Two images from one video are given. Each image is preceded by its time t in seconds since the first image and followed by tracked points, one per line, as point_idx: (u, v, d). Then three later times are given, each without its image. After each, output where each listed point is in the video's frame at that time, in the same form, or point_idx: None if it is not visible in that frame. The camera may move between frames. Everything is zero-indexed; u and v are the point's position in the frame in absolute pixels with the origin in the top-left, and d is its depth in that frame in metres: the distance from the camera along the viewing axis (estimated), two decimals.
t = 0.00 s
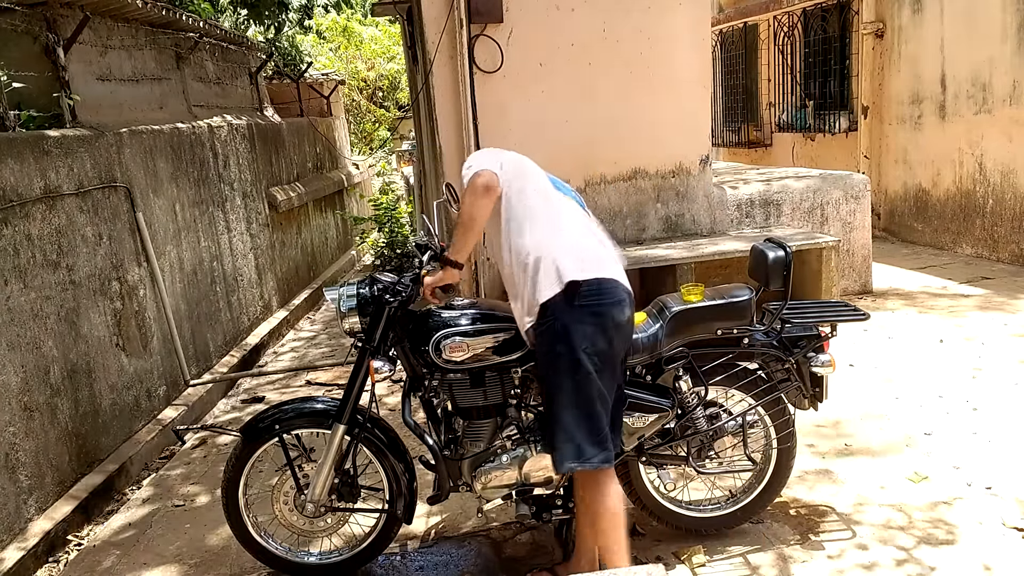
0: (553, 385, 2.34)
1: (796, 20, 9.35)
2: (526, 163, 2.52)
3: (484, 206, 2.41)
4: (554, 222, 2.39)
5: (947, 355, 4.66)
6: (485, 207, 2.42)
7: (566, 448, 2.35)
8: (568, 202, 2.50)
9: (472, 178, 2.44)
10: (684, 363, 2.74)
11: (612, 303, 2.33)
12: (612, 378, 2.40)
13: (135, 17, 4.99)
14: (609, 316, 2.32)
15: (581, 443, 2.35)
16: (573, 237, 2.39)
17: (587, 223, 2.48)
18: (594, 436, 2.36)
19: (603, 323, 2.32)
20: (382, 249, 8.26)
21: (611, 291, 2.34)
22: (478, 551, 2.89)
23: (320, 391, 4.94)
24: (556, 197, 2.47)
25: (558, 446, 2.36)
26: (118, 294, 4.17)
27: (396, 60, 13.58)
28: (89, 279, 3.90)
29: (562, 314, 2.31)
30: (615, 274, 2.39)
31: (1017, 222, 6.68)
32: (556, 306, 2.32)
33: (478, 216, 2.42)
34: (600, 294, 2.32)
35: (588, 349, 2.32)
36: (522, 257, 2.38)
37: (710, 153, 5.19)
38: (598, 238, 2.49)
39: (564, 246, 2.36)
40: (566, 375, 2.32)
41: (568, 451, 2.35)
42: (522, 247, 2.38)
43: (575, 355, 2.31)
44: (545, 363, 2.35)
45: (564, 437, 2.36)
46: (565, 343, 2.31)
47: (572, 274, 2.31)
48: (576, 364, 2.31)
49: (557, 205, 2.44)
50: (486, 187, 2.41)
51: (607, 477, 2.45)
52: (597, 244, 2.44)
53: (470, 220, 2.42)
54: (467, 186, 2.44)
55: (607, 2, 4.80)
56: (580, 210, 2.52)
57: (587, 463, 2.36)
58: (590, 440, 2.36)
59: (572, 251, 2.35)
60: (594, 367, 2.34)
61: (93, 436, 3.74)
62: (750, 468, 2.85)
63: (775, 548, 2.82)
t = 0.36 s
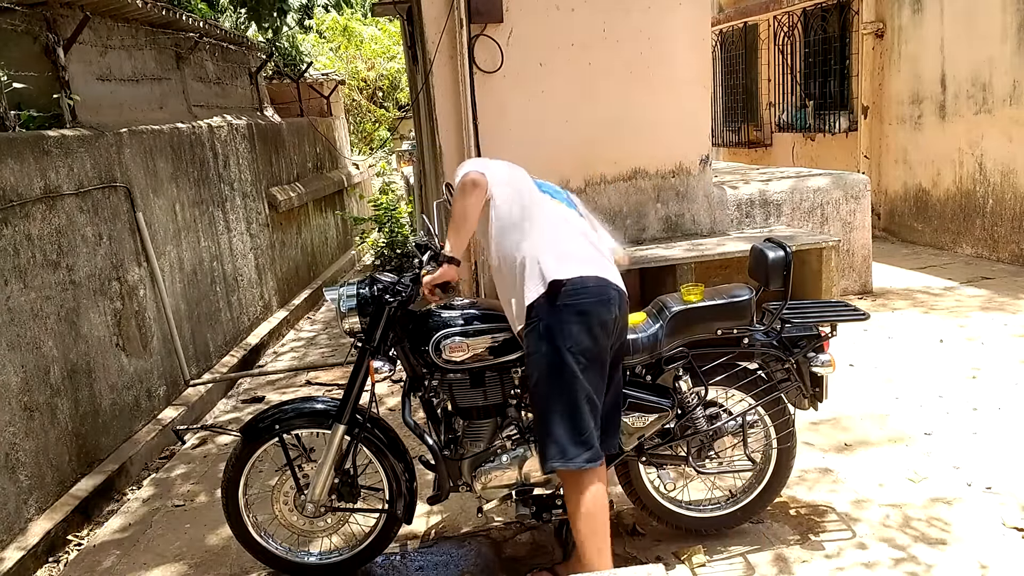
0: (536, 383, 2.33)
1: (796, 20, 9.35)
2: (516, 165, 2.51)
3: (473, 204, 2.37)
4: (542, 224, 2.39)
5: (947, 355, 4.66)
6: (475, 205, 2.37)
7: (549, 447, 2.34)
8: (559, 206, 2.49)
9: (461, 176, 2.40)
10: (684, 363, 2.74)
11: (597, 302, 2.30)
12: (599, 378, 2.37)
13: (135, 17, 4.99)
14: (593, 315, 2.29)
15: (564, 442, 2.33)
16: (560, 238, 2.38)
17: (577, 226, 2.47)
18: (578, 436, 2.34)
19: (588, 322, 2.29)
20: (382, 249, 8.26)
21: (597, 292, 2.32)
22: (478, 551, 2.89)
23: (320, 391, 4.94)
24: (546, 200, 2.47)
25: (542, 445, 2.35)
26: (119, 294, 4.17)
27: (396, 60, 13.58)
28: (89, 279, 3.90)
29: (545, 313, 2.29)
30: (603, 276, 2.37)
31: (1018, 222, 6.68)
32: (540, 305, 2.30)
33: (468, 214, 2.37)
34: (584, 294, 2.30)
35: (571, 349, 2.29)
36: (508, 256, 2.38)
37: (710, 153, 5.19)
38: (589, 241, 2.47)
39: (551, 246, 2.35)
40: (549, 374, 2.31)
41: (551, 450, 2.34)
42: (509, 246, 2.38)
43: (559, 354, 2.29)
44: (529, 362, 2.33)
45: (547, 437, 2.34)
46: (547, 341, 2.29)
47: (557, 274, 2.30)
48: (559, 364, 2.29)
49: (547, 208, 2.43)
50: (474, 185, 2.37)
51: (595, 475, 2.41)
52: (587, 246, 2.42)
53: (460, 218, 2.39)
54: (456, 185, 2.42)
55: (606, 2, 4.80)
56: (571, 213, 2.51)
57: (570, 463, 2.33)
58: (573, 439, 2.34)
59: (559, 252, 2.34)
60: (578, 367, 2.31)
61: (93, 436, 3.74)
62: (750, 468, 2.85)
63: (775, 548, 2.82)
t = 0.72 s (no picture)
0: (570, 390, 2.32)
1: (796, 20, 9.35)
2: (543, 161, 2.44)
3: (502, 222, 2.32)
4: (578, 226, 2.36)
5: (947, 355, 4.66)
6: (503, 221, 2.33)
7: (582, 454, 2.33)
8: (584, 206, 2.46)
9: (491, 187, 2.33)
10: (684, 363, 2.75)
11: (632, 306, 2.33)
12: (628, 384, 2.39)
13: (134, 17, 4.99)
14: (631, 322, 2.32)
15: (598, 448, 2.34)
16: (597, 242, 2.37)
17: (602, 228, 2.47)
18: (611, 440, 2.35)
19: (625, 329, 2.32)
20: (382, 249, 8.26)
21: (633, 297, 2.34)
22: (478, 551, 2.89)
23: (320, 391, 4.93)
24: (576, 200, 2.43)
25: (574, 452, 2.34)
26: (118, 294, 4.17)
27: (396, 60, 13.58)
28: (89, 279, 3.90)
29: (584, 318, 2.28)
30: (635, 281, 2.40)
31: (1017, 222, 6.68)
32: (579, 309, 2.28)
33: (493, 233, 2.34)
34: (623, 298, 2.31)
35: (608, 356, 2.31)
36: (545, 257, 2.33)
37: (710, 153, 5.20)
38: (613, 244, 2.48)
39: (589, 250, 2.33)
40: (586, 381, 2.30)
41: (584, 456, 2.33)
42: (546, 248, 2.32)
43: (597, 361, 2.30)
44: (563, 367, 2.31)
45: (580, 443, 2.33)
46: (585, 347, 2.29)
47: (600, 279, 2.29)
48: (597, 371, 2.30)
49: (578, 210, 2.40)
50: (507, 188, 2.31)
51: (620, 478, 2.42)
52: (613, 249, 2.43)
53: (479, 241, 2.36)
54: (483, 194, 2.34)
55: (606, 2, 4.80)
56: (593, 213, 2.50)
57: (603, 470, 2.34)
58: (605, 446, 2.35)
59: (597, 255, 2.33)
60: (613, 373, 2.33)
61: (93, 436, 3.74)
62: (750, 468, 2.85)
63: (775, 548, 2.82)
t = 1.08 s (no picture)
0: (585, 418, 2.31)
1: (796, 20, 9.35)
2: (565, 164, 2.23)
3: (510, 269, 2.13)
4: (604, 246, 2.26)
5: (948, 355, 4.66)
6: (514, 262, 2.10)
7: (595, 481, 2.35)
8: (608, 212, 2.32)
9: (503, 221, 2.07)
10: (684, 363, 2.75)
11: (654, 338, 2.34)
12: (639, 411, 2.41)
13: (135, 17, 4.98)
14: (647, 352, 2.33)
15: (610, 477, 2.35)
16: (621, 263, 2.28)
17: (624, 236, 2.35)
18: (622, 468, 2.36)
19: (641, 360, 2.32)
20: (382, 249, 8.26)
21: (652, 322, 2.34)
22: (478, 551, 2.89)
23: (320, 391, 4.93)
24: (600, 211, 2.28)
25: (587, 479, 2.35)
26: (119, 294, 4.17)
27: (396, 60, 13.58)
28: (89, 279, 3.90)
29: (603, 350, 2.27)
30: (654, 299, 2.37)
31: (1017, 222, 6.68)
32: (599, 341, 2.26)
33: (509, 280, 2.13)
34: (647, 329, 2.32)
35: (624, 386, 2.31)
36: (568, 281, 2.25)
37: (710, 153, 5.20)
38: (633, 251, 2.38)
39: (616, 274, 2.25)
40: (602, 411, 2.30)
41: (597, 485, 2.35)
42: (570, 272, 2.24)
43: (613, 391, 2.30)
44: (577, 396, 2.30)
45: (593, 471, 2.34)
46: (603, 379, 2.28)
47: (627, 310, 2.25)
48: (613, 401, 2.31)
49: (604, 225, 2.27)
50: (526, 213, 2.10)
51: (632, 498, 2.44)
52: (634, 261, 2.36)
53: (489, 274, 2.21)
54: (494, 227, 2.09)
55: (607, 2, 4.81)
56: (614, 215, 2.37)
57: (616, 499, 2.36)
58: (618, 473, 2.36)
59: (623, 280, 2.26)
60: (628, 401, 2.34)
61: (93, 436, 3.74)
62: (750, 468, 2.84)
63: (775, 548, 2.82)
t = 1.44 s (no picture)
0: (578, 427, 2.32)
1: (796, 20, 9.34)
2: (563, 168, 2.22)
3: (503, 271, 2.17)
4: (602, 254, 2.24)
5: (948, 355, 4.66)
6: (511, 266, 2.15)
7: (588, 489, 2.36)
8: (609, 217, 2.29)
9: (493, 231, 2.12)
10: (684, 363, 2.75)
11: (652, 348, 2.32)
12: (639, 421, 2.39)
13: (135, 17, 4.98)
14: (643, 363, 2.31)
15: (604, 486, 2.36)
16: (621, 270, 2.26)
17: (626, 241, 2.32)
18: (617, 477, 2.36)
19: (638, 371, 2.30)
20: (382, 249, 8.26)
21: (653, 330, 2.32)
22: (478, 551, 2.89)
23: (320, 391, 4.93)
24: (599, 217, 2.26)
25: (581, 486, 2.37)
26: (118, 294, 4.17)
27: (396, 60, 13.56)
28: (89, 279, 3.90)
29: (597, 360, 2.26)
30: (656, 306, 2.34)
31: (1018, 222, 6.68)
32: (593, 350, 2.26)
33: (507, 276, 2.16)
34: (646, 338, 2.30)
35: (620, 397, 2.30)
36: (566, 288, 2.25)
37: (710, 153, 5.21)
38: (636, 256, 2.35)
39: (614, 283, 2.24)
40: (596, 420, 2.30)
41: (590, 493, 2.36)
42: (569, 279, 2.24)
43: (608, 401, 2.30)
44: (571, 404, 2.31)
45: (586, 480, 2.35)
46: (597, 389, 2.28)
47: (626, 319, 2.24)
48: (607, 411, 2.30)
49: (603, 232, 2.25)
50: (517, 222, 2.12)
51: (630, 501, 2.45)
52: (637, 266, 2.33)
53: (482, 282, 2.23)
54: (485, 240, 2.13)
55: (607, 2, 4.81)
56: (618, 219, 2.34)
57: (611, 505, 2.37)
58: (613, 482, 2.36)
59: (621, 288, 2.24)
60: (624, 412, 2.32)
61: (93, 436, 3.74)
62: (750, 468, 2.85)
63: (775, 548, 2.82)
